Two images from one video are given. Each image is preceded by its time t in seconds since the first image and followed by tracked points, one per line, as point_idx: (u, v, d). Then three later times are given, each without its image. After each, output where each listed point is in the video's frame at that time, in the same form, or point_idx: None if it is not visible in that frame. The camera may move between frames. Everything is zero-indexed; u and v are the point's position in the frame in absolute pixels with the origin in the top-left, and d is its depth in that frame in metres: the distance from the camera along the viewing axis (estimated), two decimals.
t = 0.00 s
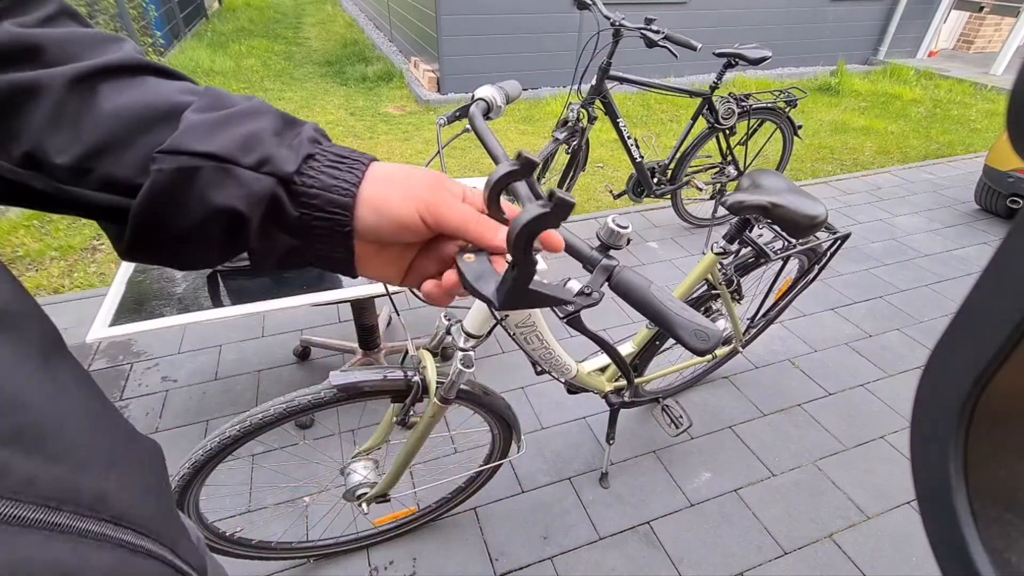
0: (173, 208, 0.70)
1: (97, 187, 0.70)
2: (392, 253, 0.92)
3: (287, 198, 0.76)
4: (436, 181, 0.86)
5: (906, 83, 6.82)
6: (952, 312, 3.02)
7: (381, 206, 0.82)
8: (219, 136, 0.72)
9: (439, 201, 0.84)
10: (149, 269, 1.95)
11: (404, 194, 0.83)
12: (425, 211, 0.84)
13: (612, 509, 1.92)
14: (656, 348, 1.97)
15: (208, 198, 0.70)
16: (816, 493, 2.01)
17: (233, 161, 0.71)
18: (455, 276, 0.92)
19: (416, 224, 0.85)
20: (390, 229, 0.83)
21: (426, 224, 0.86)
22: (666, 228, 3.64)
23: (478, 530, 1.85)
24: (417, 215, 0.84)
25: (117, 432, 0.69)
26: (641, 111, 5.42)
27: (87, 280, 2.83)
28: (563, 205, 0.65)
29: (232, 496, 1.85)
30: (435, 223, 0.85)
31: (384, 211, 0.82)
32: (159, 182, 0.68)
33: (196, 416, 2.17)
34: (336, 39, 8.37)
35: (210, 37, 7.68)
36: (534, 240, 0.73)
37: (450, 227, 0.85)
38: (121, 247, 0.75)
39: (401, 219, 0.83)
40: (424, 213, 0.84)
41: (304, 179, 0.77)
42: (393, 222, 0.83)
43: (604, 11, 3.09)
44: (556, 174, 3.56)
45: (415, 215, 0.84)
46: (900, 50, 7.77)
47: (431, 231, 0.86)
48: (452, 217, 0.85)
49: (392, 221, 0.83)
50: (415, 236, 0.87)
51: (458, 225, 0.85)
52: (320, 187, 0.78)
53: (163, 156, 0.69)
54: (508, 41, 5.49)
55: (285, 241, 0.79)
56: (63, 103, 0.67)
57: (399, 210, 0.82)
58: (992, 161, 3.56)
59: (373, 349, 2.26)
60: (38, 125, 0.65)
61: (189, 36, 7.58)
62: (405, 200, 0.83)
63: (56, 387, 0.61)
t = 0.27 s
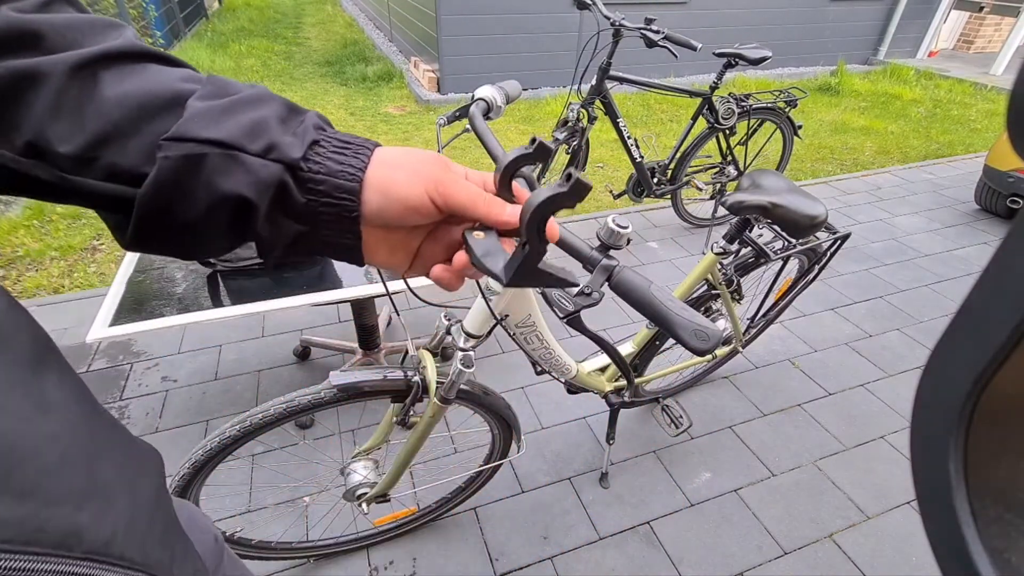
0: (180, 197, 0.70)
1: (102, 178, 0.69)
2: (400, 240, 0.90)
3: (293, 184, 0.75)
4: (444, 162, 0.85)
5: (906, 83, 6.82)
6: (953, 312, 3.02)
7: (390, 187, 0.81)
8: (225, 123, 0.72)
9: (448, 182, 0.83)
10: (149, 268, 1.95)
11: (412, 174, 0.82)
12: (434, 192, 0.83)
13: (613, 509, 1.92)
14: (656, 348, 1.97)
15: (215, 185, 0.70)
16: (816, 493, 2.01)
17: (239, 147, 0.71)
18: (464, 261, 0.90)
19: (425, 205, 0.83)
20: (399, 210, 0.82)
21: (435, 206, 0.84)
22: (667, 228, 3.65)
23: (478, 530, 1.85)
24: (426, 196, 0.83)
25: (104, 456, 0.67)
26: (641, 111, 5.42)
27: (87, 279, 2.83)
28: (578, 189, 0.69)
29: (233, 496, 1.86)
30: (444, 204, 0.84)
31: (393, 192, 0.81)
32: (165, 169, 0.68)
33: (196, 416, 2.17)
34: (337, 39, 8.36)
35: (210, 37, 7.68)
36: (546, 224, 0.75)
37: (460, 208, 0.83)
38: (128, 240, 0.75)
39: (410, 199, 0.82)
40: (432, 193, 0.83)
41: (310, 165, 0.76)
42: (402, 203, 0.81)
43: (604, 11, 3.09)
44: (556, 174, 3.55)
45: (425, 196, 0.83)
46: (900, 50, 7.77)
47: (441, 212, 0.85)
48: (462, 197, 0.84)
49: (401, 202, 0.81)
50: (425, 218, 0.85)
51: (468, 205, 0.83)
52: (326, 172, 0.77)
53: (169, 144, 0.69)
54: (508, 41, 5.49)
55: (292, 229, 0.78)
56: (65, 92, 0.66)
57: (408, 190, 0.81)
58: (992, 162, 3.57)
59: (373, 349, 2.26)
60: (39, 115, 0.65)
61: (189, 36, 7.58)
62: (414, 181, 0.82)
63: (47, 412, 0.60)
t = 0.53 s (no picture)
0: (177, 204, 0.70)
1: (101, 191, 0.69)
2: (405, 242, 0.93)
3: (290, 186, 0.76)
4: (445, 158, 0.89)
5: (906, 83, 6.82)
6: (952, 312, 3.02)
7: (395, 182, 0.83)
8: (221, 128, 0.72)
9: (450, 174, 0.86)
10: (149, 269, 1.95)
11: (415, 170, 0.85)
12: (437, 185, 0.86)
13: (613, 509, 1.92)
14: (656, 348, 1.97)
15: (211, 190, 0.70)
16: (816, 493, 2.01)
17: (233, 151, 0.71)
18: (468, 254, 0.90)
19: (430, 199, 0.86)
20: (406, 205, 0.84)
21: (440, 199, 0.87)
22: (666, 228, 3.65)
23: (478, 530, 1.85)
24: (430, 190, 0.86)
25: (93, 470, 0.67)
26: (641, 111, 5.42)
27: (87, 279, 2.83)
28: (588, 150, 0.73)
29: (233, 496, 1.86)
30: (449, 195, 0.86)
31: (398, 186, 0.83)
32: (163, 177, 0.68)
33: (196, 416, 2.17)
34: (337, 39, 8.36)
35: (210, 37, 7.68)
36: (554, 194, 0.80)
37: (464, 198, 0.86)
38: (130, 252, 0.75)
39: (416, 193, 0.84)
40: (437, 186, 0.86)
41: (307, 167, 0.77)
42: (408, 197, 0.84)
43: (604, 11, 3.09)
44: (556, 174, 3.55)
45: (430, 189, 0.85)
46: (900, 51, 7.77)
47: (446, 205, 0.87)
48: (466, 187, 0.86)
49: (408, 196, 0.84)
50: (430, 212, 0.87)
51: (472, 195, 0.85)
52: (325, 173, 0.78)
53: (164, 151, 0.69)
54: (508, 41, 5.49)
55: (294, 232, 0.80)
56: (63, 105, 0.66)
57: (414, 185, 0.84)
58: (992, 161, 3.56)
59: (373, 349, 2.26)
60: (40, 128, 0.64)
61: (189, 36, 7.59)
62: (418, 176, 0.85)
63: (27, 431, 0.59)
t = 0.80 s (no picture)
0: (178, 206, 0.70)
1: (105, 195, 0.69)
2: (399, 234, 0.95)
3: (286, 185, 0.76)
4: (434, 154, 0.88)
5: (906, 83, 6.82)
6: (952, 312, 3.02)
7: (381, 178, 0.83)
8: (217, 131, 0.72)
9: (437, 170, 0.85)
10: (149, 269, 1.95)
11: (402, 165, 0.85)
12: (423, 180, 0.86)
13: (613, 509, 1.92)
14: (656, 348, 1.97)
15: (211, 191, 0.71)
16: (816, 493, 2.01)
17: (230, 152, 0.71)
18: (455, 246, 0.89)
19: (416, 195, 0.86)
20: (391, 200, 0.84)
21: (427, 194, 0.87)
22: (666, 228, 3.65)
23: (478, 530, 1.85)
24: (416, 185, 0.85)
25: (92, 460, 0.69)
26: (641, 111, 5.42)
27: (87, 279, 2.83)
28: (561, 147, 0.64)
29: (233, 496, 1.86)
30: (435, 191, 0.86)
31: (383, 182, 0.83)
32: (164, 180, 0.68)
33: (196, 416, 2.17)
34: (337, 39, 8.37)
35: (210, 37, 7.68)
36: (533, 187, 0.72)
37: (449, 194, 0.86)
38: (134, 255, 0.75)
39: (401, 188, 0.84)
40: (423, 182, 0.85)
41: (302, 166, 0.77)
42: (393, 193, 0.84)
43: (604, 12, 3.09)
44: (556, 174, 3.55)
45: (415, 184, 0.85)
46: (900, 51, 7.78)
47: (432, 201, 0.87)
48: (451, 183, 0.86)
49: (392, 192, 0.84)
50: (417, 208, 0.87)
51: (456, 192, 0.85)
52: (318, 171, 0.79)
53: (164, 155, 0.69)
54: (508, 41, 5.49)
55: (291, 230, 0.80)
56: (66, 113, 0.66)
57: (399, 180, 0.84)
58: (992, 161, 3.57)
59: (373, 349, 2.26)
60: (43, 134, 0.64)
61: (189, 36, 7.58)
62: (405, 172, 0.85)
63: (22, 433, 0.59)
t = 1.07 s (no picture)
0: (171, 204, 0.70)
1: (102, 195, 0.69)
2: (375, 225, 0.94)
3: (267, 182, 0.76)
4: (398, 147, 0.87)
5: (906, 82, 6.82)
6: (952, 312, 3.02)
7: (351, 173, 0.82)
8: (204, 133, 0.73)
9: (405, 162, 0.84)
10: (149, 269, 1.95)
11: (370, 160, 0.84)
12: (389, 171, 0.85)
13: (613, 509, 1.92)
14: (656, 348, 1.97)
15: (200, 189, 0.71)
16: (816, 493, 2.01)
17: (216, 153, 0.72)
18: (425, 229, 0.88)
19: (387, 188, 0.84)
20: (361, 194, 0.84)
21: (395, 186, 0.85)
22: (666, 228, 3.65)
23: (478, 530, 1.85)
24: (386, 179, 0.84)
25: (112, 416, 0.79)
26: (641, 111, 5.42)
27: (87, 280, 2.83)
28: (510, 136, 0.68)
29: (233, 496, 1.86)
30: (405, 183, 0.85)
31: (352, 178, 0.82)
32: (156, 182, 0.69)
33: (196, 416, 2.17)
34: (337, 39, 8.36)
35: (210, 37, 7.67)
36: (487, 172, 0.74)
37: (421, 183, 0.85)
38: (130, 255, 0.75)
39: (369, 183, 0.83)
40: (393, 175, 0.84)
41: (280, 164, 0.78)
42: (362, 188, 0.83)
43: (604, 12, 3.09)
44: (556, 174, 3.55)
45: (384, 177, 0.84)
46: (900, 51, 7.77)
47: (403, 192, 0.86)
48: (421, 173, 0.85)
49: (361, 187, 0.83)
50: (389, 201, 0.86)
51: (428, 182, 0.84)
52: (295, 168, 0.79)
53: (156, 157, 0.69)
54: (508, 41, 5.49)
55: (272, 223, 0.79)
56: (64, 121, 0.68)
57: (366, 175, 0.83)
58: (992, 161, 3.56)
59: (373, 349, 2.26)
60: (44, 141, 0.66)
61: (189, 36, 7.58)
62: (375, 166, 0.84)
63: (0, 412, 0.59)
